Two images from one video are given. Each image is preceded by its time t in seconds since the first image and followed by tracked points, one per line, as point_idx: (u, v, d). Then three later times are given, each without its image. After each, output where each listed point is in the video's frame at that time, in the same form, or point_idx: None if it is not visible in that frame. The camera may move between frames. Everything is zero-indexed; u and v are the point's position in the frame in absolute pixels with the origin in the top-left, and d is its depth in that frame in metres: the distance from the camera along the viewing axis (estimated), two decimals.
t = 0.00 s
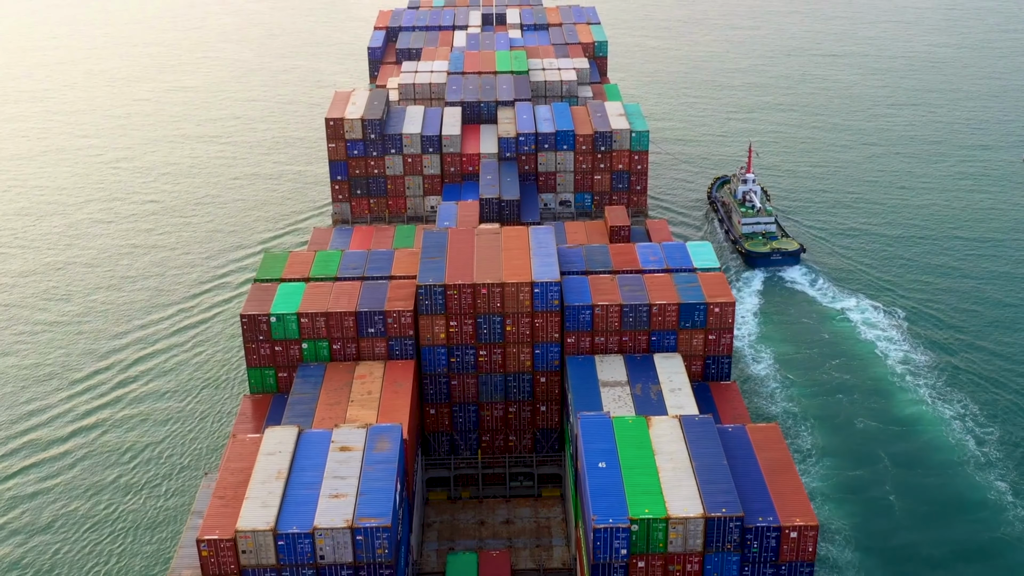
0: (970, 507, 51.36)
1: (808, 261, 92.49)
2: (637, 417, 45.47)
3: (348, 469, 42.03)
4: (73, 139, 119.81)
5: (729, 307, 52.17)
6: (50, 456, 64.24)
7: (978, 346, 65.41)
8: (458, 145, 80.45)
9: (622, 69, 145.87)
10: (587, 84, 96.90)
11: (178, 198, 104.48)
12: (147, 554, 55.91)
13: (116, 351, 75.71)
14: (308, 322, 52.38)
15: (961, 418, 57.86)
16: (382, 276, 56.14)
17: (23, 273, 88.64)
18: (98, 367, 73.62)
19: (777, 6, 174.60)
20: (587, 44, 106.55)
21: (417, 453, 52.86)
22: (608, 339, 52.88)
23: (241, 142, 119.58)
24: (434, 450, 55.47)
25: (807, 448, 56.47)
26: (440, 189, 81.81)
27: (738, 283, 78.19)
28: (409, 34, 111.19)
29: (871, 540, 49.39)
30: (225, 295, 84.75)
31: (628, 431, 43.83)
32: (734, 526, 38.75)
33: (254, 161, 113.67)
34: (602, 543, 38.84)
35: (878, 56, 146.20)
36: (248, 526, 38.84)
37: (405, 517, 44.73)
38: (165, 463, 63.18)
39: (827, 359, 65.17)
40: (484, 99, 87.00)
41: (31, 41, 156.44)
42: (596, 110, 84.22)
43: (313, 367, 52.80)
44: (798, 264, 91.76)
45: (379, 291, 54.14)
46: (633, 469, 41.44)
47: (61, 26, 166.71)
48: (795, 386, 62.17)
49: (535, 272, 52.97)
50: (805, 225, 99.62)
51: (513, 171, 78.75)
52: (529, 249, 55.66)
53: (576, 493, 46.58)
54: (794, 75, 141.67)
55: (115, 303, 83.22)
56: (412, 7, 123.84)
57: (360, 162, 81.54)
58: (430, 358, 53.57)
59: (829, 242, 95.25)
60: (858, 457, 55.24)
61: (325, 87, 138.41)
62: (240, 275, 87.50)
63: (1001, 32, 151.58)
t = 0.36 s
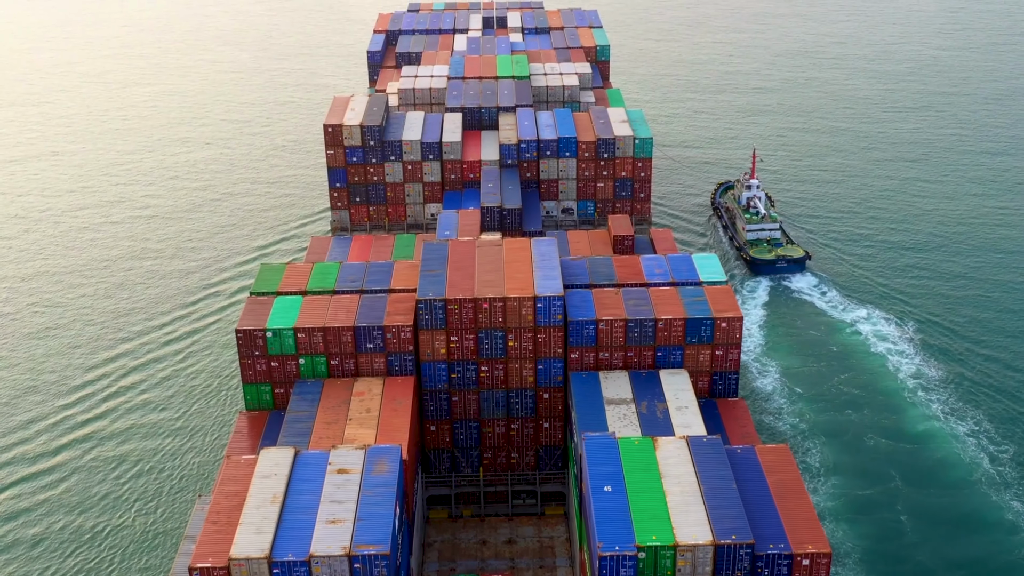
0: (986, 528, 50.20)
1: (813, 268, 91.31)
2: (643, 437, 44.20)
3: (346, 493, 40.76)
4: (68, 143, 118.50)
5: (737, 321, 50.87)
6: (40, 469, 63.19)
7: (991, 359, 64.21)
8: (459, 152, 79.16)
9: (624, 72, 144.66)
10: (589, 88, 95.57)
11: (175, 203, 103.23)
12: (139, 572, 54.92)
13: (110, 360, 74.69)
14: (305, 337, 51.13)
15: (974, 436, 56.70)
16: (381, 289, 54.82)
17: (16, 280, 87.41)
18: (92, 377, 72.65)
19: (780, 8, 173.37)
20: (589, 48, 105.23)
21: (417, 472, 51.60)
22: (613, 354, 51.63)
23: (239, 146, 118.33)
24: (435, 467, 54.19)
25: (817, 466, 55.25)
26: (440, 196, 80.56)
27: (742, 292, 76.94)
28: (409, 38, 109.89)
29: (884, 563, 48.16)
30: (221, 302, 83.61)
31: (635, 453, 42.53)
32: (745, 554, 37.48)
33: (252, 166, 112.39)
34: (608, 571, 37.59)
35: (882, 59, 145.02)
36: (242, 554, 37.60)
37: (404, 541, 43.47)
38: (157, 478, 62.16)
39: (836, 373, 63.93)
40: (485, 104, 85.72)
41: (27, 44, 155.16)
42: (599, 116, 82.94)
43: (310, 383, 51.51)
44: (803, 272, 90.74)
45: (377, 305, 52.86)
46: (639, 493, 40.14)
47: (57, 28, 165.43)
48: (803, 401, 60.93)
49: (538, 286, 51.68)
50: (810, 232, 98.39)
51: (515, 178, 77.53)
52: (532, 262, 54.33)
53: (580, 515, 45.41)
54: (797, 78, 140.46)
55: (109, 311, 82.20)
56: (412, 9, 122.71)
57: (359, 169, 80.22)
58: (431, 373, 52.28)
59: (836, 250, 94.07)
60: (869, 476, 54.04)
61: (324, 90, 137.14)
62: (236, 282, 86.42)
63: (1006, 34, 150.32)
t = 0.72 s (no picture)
0: (1003, 549, 48.99)
1: (818, 276, 90.14)
2: (650, 458, 42.96)
3: (344, 517, 39.54)
4: (64, 147, 117.24)
5: (745, 336, 49.62)
6: (31, 482, 62.18)
7: (1006, 372, 63.03)
8: (460, 159, 77.93)
9: (625, 76, 143.55)
10: (592, 93, 94.34)
11: (172, 209, 101.96)
12: None
13: (106, 369, 73.73)
14: (302, 352, 49.91)
15: (988, 453, 55.55)
16: (381, 302, 53.52)
17: (9, 287, 86.21)
18: (87, 386, 71.68)
19: (782, 11, 172.14)
20: (592, 52, 104.05)
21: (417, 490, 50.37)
22: (618, 370, 50.39)
23: (237, 151, 117.02)
24: (436, 484, 52.93)
25: (826, 484, 54.07)
26: (441, 204, 79.30)
27: (748, 302, 75.73)
28: (409, 41, 108.72)
29: None
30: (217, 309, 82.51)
31: (641, 475, 41.27)
32: None
33: (250, 170, 111.23)
34: None
35: (886, 62, 143.81)
36: None
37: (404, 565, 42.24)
38: (151, 492, 61.16)
39: (845, 387, 62.74)
40: (486, 110, 84.49)
41: (23, 46, 154.04)
42: (602, 122, 81.76)
43: (307, 400, 50.26)
44: (809, 279, 89.72)
45: (377, 319, 51.61)
46: (647, 518, 38.89)
47: (54, 31, 164.14)
48: (810, 416, 59.73)
49: (541, 299, 50.45)
50: (815, 238, 97.21)
51: (516, 186, 76.36)
52: (535, 274, 53.08)
53: (585, 537, 44.18)
54: (801, 82, 139.21)
55: (105, 317, 81.23)
56: (412, 12, 121.47)
57: (358, 176, 78.90)
58: (431, 390, 51.07)
59: (842, 256, 92.86)
60: (880, 494, 52.87)
61: (323, 94, 135.87)
62: (234, 289, 85.42)
63: (1011, 37, 149.36)
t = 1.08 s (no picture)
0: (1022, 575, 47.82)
1: (825, 284, 88.86)
2: (659, 484, 41.57)
3: (343, 547, 38.17)
4: (60, 152, 115.92)
5: (756, 355, 48.23)
6: (23, 496, 61.20)
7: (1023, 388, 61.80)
8: (462, 167, 76.52)
9: (627, 80, 142.28)
10: (595, 99, 93.00)
11: (169, 215, 100.56)
12: None
13: (102, 378, 72.70)
14: (300, 371, 48.54)
15: (1005, 473, 54.34)
16: (381, 318, 52.07)
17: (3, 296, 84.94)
18: (82, 396, 70.68)
19: (786, 14, 170.62)
20: (595, 56, 102.69)
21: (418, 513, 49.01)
22: (625, 390, 49.04)
23: (235, 156, 115.59)
24: (437, 505, 51.59)
25: (837, 506, 52.82)
26: (442, 212, 77.76)
27: (755, 314, 74.41)
28: (410, 45, 107.40)
29: None
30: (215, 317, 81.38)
31: (651, 502, 39.85)
32: None
33: (248, 175, 109.93)
34: None
35: (891, 66, 142.36)
36: None
37: None
38: (144, 508, 60.20)
39: (856, 403, 61.48)
40: (488, 116, 83.04)
41: (20, 50, 152.69)
42: (606, 129, 80.32)
43: (305, 421, 48.86)
44: (816, 288, 88.43)
45: (376, 336, 50.20)
46: (657, 548, 37.48)
47: (51, 33, 162.80)
48: (820, 435, 58.42)
49: (546, 316, 49.05)
50: (821, 245, 95.90)
51: (519, 195, 74.92)
52: (540, 289, 51.60)
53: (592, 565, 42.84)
54: (805, 86, 137.73)
55: (101, 325, 80.22)
56: (413, 16, 120.05)
57: (358, 184, 77.41)
58: (433, 409, 49.71)
59: (848, 264, 91.51)
60: (894, 517, 51.63)
61: (322, 98, 134.41)
62: (233, 296, 84.31)
63: (1016, 40, 148.18)
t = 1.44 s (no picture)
0: None
1: (833, 294, 87.59)
2: (670, 512, 40.15)
3: None
4: (56, 157, 114.43)
5: (769, 375, 46.87)
6: (15, 512, 60.01)
7: None
8: (464, 176, 75.08)
9: (629, 83, 140.84)
10: (599, 105, 91.52)
11: (166, 222, 99.14)
12: None
13: (98, 390, 71.57)
14: (299, 392, 47.18)
15: None
16: (382, 336, 50.59)
17: None
18: (77, 408, 69.52)
19: (790, 17, 169.07)
20: (598, 61, 101.24)
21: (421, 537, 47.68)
22: (633, 410, 47.64)
23: (234, 162, 114.13)
24: (440, 528, 50.22)
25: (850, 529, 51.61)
26: (445, 222, 76.19)
27: (763, 326, 73.06)
28: (411, 50, 106.03)
29: None
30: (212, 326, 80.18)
31: (662, 532, 38.44)
32: None
33: (247, 181, 108.53)
34: None
35: (897, 70, 140.85)
36: None
37: None
38: (138, 524, 59.02)
39: (868, 421, 60.28)
40: (491, 124, 81.57)
41: (16, 54, 151.15)
42: (611, 137, 78.78)
43: (304, 443, 47.46)
44: (824, 296, 87.24)
45: (377, 355, 48.77)
46: None
47: (48, 36, 161.49)
48: (831, 455, 57.19)
49: (553, 335, 47.62)
50: (828, 252, 94.56)
51: (523, 205, 73.46)
52: (546, 306, 50.18)
53: None
54: (810, 90, 136.24)
55: (99, 333, 79.13)
56: (414, 20, 118.68)
57: (358, 193, 75.69)
58: (436, 430, 48.31)
59: (856, 273, 90.15)
60: (910, 540, 50.44)
61: (322, 103, 132.98)
62: (232, 304, 83.14)
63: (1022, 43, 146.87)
